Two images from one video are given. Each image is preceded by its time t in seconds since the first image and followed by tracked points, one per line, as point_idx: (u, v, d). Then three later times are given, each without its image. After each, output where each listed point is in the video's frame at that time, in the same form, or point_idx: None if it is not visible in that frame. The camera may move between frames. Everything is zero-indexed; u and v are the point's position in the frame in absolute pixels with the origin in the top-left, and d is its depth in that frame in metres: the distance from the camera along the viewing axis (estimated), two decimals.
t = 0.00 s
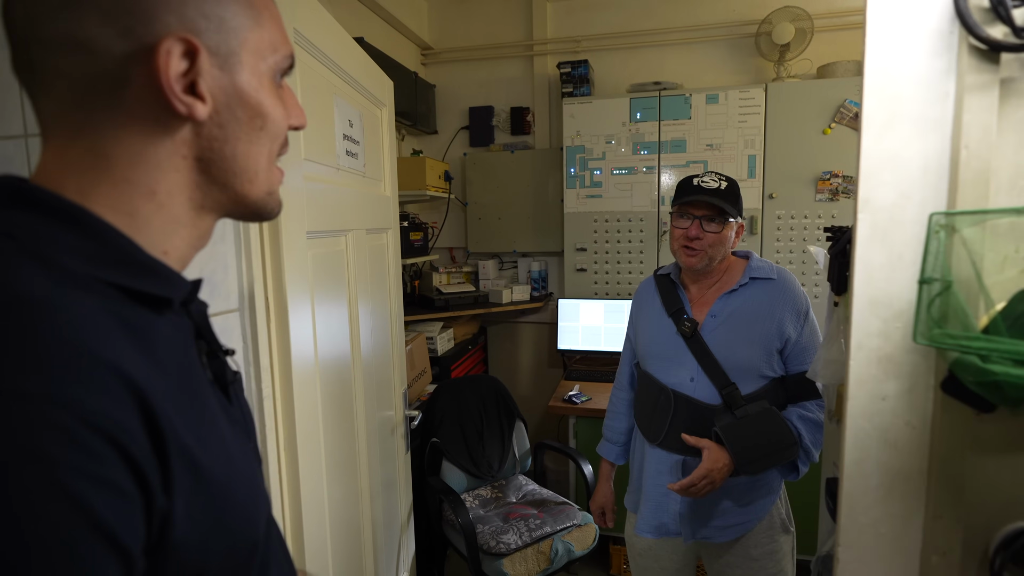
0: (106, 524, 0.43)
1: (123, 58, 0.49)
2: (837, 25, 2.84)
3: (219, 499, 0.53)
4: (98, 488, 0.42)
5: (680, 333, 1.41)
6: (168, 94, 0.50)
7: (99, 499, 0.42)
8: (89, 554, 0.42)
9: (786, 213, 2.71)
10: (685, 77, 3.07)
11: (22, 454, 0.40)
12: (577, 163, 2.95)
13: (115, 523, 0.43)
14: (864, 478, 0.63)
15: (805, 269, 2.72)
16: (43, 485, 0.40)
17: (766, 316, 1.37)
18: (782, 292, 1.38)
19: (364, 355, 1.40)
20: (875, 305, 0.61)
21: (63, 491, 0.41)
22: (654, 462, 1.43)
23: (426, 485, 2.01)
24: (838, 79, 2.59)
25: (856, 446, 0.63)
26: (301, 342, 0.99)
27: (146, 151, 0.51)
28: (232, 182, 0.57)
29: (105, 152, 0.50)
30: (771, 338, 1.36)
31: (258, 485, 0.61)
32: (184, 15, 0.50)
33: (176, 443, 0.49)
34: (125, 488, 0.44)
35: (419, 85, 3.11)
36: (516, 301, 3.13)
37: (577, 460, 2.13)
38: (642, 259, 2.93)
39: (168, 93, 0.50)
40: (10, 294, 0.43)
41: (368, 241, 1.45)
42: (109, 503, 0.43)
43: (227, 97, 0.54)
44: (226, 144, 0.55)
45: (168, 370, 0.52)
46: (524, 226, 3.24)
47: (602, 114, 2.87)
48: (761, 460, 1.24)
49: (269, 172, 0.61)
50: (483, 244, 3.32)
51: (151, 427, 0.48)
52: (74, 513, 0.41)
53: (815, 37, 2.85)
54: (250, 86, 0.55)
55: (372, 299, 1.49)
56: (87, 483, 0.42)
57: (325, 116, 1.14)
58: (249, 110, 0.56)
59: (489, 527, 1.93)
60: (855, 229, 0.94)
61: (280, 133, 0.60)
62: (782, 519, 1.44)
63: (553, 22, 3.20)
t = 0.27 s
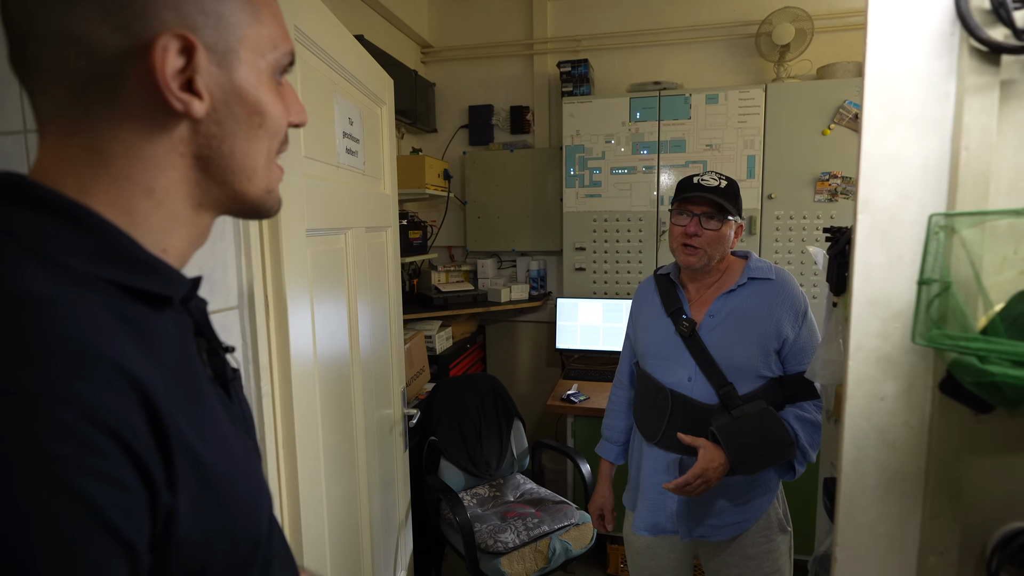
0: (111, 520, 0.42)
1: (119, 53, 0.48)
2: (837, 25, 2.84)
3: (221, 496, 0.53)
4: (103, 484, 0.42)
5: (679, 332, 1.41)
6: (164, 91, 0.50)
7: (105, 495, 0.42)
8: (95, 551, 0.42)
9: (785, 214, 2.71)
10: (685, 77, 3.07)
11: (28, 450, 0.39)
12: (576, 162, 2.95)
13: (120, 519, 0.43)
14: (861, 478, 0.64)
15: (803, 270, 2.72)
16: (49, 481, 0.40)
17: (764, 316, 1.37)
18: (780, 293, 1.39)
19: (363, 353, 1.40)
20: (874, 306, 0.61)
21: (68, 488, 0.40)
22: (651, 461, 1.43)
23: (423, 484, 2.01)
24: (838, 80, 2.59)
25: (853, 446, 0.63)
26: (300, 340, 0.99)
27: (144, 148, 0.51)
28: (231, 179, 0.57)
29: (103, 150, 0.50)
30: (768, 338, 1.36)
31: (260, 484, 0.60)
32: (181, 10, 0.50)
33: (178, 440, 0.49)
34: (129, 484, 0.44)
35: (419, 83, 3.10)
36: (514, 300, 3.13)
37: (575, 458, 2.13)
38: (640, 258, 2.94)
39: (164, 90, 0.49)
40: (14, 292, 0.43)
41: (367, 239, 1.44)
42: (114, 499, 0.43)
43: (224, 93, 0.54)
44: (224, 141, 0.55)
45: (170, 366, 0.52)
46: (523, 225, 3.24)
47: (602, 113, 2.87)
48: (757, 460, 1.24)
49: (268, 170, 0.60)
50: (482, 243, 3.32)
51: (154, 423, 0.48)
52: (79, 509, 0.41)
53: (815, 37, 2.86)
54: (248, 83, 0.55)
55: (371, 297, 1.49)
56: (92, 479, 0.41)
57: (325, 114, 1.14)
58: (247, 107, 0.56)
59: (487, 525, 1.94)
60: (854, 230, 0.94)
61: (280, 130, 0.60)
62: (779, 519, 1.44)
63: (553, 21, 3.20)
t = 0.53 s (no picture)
0: (119, 513, 0.42)
1: (118, 49, 0.48)
2: (835, 25, 2.85)
3: (225, 492, 0.53)
4: (111, 478, 0.42)
5: (678, 331, 1.41)
6: (164, 87, 0.49)
7: (113, 489, 0.42)
8: (105, 544, 0.42)
9: (783, 213, 2.72)
10: (684, 76, 3.07)
11: (37, 443, 0.39)
12: (575, 161, 2.95)
13: (128, 512, 0.43)
14: (857, 477, 0.64)
15: (801, 269, 2.73)
16: (57, 474, 0.40)
17: (763, 316, 1.37)
18: (779, 292, 1.39)
19: (361, 352, 1.40)
20: (871, 305, 0.61)
21: (77, 481, 0.40)
22: (649, 460, 1.43)
23: (422, 483, 2.01)
24: (837, 80, 2.59)
25: (850, 444, 0.63)
26: (298, 338, 0.99)
27: (144, 144, 0.51)
28: (231, 176, 0.57)
29: (104, 146, 0.50)
30: (767, 337, 1.37)
31: (262, 481, 0.61)
32: (180, 6, 0.50)
33: (183, 435, 0.49)
34: (136, 477, 0.44)
35: (417, 82, 3.10)
36: (513, 299, 3.13)
37: (573, 457, 2.13)
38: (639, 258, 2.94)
39: (164, 86, 0.49)
40: (20, 287, 0.43)
41: (365, 238, 1.44)
42: (122, 493, 0.43)
43: (224, 90, 0.54)
44: (225, 138, 0.55)
45: (174, 362, 0.52)
46: (522, 224, 3.24)
47: (601, 113, 2.87)
48: (754, 459, 1.25)
49: (268, 168, 0.60)
50: (480, 242, 3.32)
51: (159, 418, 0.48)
52: (89, 503, 0.41)
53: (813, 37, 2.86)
54: (248, 80, 0.55)
55: (369, 296, 1.49)
56: (101, 472, 0.42)
57: (323, 112, 1.13)
58: (247, 105, 0.56)
59: (485, 524, 1.94)
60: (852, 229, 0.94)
61: (280, 129, 0.60)
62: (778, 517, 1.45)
63: (552, 20, 3.20)
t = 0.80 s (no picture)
0: (120, 506, 0.42)
1: (115, 43, 0.48)
2: (834, 25, 2.85)
3: (224, 488, 0.53)
4: (113, 472, 0.42)
5: (676, 331, 1.41)
6: (163, 82, 0.49)
7: (115, 484, 0.42)
8: (106, 539, 0.42)
9: (781, 213, 2.72)
10: (683, 76, 3.07)
11: (40, 436, 0.39)
12: (573, 161, 2.95)
13: (129, 508, 0.43)
14: (856, 476, 0.63)
15: (799, 269, 2.73)
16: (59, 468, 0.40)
17: (762, 315, 1.37)
18: (778, 291, 1.39)
19: (359, 351, 1.39)
20: (870, 303, 0.61)
21: (79, 476, 0.40)
22: (648, 459, 1.43)
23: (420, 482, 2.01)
24: (836, 80, 2.60)
25: (849, 443, 0.63)
26: (296, 337, 0.98)
27: (146, 139, 0.51)
28: (233, 170, 0.57)
29: (107, 143, 0.50)
30: (766, 337, 1.36)
31: (261, 479, 0.60)
32: None
33: (184, 431, 0.49)
34: (137, 472, 0.44)
35: (416, 81, 3.09)
36: (511, 298, 3.13)
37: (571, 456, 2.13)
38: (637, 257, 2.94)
39: (163, 80, 0.49)
40: (23, 280, 0.42)
41: (363, 237, 1.44)
42: (124, 489, 0.43)
43: (223, 83, 0.53)
44: (225, 130, 0.55)
45: (175, 357, 0.52)
46: (521, 224, 3.24)
47: (600, 112, 2.87)
48: (754, 459, 1.25)
49: (269, 160, 0.60)
50: (479, 242, 3.32)
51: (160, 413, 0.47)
52: (91, 498, 0.41)
53: (812, 37, 2.86)
54: (247, 72, 0.55)
55: (368, 295, 1.48)
56: (103, 467, 0.41)
57: (321, 109, 1.13)
58: (247, 97, 0.55)
59: (483, 524, 1.93)
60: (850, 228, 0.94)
61: (280, 121, 0.60)
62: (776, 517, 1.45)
63: (552, 20, 3.20)
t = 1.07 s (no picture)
0: (108, 505, 0.42)
1: (71, 31, 0.47)
2: (832, 24, 2.85)
3: (216, 486, 0.53)
4: (101, 470, 0.41)
5: (674, 330, 1.41)
6: (127, 71, 0.48)
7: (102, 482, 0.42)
8: (95, 538, 0.41)
9: (779, 212, 2.72)
10: (681, 75, 3.07)
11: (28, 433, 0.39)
12: (571, 160, 2.95)
13: (117, 506, 0.43)
14: (853, 475, 0.63)
15: (797, 268, 2.74)
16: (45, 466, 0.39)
17: (759, 314, 1.37)
18: (775, 290, 1.39)
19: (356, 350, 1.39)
20: (868, 301, 0.61)
21: (66, 474, 0.40)
22: (645, 458, 1.43)
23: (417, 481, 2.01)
24: (834, 79, 2.60)
25: (847, 441, 0.63)
26: (292, 335, 0.98)
27: (118, 131, 0.50)
28: (213, 159, 0.56)
29: (78, 138, 0.49)
30: (763, 335, 1.36)
31: (253, 476, 0.60)
32: None
33: (173, 428, 0.49)
34: (126, 470, 0.44)
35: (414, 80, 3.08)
36: (509, 297, 3.12)
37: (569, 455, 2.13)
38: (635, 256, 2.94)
39: (126, 69, 0.48)
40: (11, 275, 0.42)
41: (360, 235, 1.43)
42: (112, 487, 0.42)
43: (190, 69, 0.53)
44: (199, 118, 0.54)
45: (165, 354, 0.51)
46: (518, 222, 3.23)
47: (598, 111, 2.87)
48: (751, 457, 1.25)
49: (250, 146, 0.60)
50: (477, 240, 3.31)
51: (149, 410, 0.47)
52: (78, 496, 0.40)
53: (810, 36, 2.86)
54: (216, 56, 0.54)
55: (365, 293, 1.48)
56: (90, 465, 0.41)
57: (318, 107, 1.12)
58: (218, 81, 0.55)
59: (480, 523, 1.93)
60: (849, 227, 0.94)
61: (257, 103, 0.59)
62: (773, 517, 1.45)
63: (550, 18, 3.19)
